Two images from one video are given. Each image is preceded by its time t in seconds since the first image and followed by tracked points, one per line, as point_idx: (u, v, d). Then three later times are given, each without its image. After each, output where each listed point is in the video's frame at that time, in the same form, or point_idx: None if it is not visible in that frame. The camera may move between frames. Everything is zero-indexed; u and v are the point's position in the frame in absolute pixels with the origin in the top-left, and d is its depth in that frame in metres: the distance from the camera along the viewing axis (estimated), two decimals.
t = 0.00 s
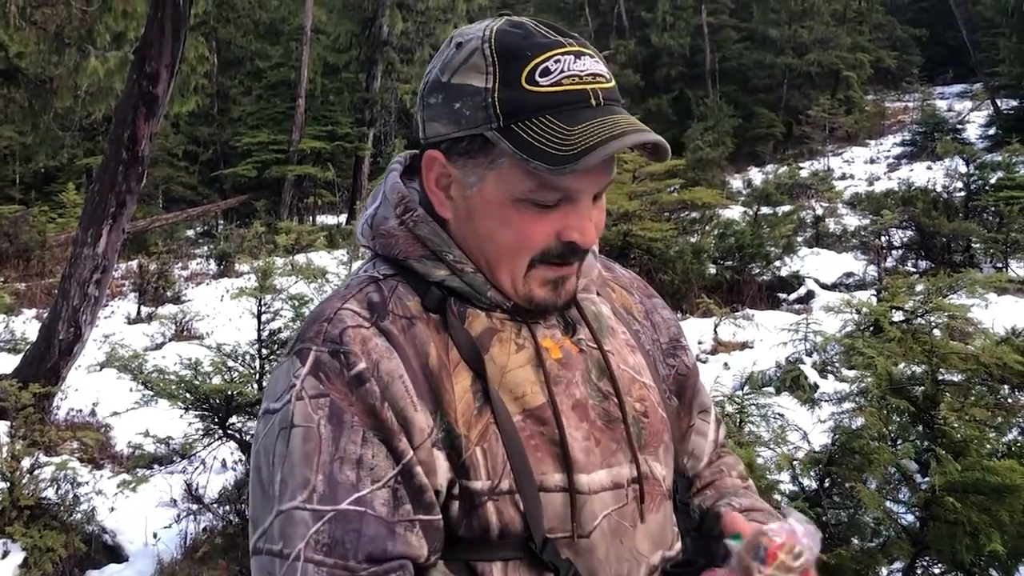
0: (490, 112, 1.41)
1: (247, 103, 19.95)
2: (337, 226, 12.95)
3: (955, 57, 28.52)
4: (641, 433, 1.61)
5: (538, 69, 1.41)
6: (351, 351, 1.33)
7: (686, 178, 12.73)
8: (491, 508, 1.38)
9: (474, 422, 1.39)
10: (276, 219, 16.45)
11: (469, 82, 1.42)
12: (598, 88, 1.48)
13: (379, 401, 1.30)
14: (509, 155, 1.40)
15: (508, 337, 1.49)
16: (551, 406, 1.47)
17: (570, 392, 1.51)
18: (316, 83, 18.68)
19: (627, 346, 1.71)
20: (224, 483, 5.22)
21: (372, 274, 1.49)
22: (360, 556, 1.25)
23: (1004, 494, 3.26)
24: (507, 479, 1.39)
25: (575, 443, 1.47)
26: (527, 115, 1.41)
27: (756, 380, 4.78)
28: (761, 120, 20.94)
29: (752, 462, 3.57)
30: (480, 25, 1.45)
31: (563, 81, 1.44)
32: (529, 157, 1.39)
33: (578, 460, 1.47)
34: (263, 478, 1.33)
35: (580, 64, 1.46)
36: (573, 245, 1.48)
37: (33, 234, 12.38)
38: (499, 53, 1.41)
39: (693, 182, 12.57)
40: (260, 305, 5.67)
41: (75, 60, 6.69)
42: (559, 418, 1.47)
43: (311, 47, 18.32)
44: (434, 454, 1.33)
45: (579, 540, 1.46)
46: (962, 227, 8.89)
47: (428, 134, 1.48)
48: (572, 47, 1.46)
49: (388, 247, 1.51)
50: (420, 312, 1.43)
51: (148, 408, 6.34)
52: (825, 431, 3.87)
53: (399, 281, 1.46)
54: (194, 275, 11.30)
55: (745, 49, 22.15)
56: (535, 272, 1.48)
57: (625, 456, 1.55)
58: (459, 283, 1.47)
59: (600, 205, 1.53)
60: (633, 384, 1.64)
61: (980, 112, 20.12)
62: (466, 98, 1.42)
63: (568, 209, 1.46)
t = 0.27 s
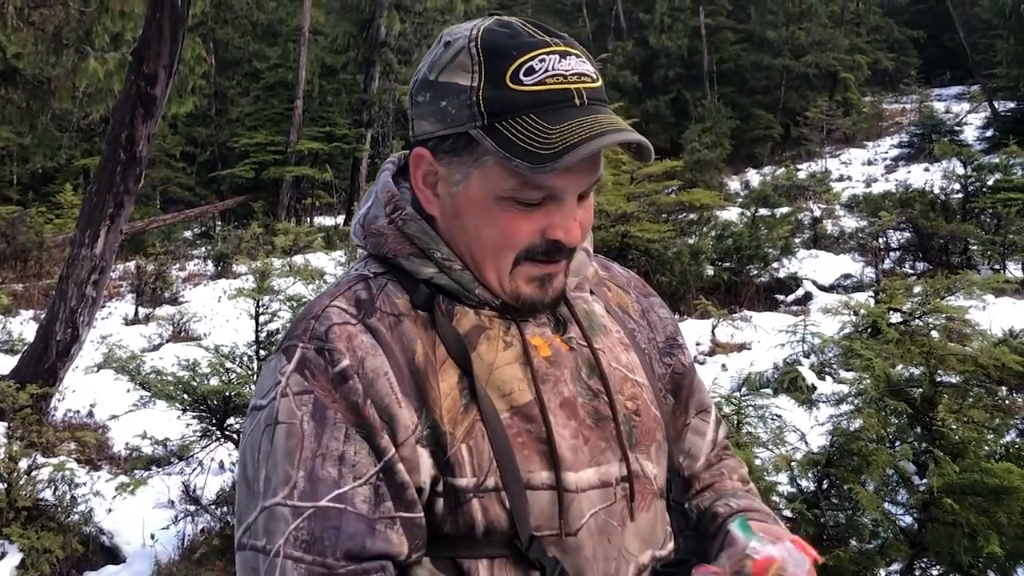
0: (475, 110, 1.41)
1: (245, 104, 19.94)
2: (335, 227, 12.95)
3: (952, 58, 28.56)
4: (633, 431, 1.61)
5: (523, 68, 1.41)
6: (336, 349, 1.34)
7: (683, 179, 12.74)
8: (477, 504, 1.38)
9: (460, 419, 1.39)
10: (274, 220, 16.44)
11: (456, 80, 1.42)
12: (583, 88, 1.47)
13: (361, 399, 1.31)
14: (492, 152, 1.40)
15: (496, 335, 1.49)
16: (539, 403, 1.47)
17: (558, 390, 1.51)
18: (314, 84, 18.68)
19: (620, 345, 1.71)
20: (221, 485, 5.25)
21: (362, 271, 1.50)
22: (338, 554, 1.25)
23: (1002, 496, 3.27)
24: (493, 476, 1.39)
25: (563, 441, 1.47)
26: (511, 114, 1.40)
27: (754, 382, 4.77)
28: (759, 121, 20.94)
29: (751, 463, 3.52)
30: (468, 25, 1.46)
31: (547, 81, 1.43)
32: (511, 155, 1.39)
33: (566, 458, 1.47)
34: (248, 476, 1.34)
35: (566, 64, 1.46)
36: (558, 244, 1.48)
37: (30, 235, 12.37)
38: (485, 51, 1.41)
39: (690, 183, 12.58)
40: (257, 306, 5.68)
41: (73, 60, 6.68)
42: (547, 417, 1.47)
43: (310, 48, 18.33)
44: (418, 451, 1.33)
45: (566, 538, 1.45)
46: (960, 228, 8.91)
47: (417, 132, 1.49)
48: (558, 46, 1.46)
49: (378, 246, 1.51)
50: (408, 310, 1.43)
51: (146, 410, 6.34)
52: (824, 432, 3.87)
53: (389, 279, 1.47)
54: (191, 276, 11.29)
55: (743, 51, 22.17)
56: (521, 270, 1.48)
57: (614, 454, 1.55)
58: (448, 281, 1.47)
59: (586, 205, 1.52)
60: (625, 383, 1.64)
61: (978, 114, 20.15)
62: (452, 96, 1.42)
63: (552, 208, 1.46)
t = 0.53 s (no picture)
0: (459, 110, 1.41)
1: (246, 103, 19.95)
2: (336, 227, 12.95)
3: (954, 59, 28.57)
4: (629, 432, 1.60)
5: (506, 66, 1.41)
6: (326, 351, 1.35)
7: (685, 180, 12.74)
8: (469, 506, 1.38)
9: (452, 422, 1.39)
10: (275, 220, 16.45)
11: (443, 80, 1.43)
12: (568, 86, 1.47)
13: (350, 401, 1.31)
14: (475, 152, 1.40)
15: (490, 336, 1.48)
16: (531, 404, 1.46)
17: (552, 391, 1.50)
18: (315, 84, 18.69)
19: (617, 346, 1.70)
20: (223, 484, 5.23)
21: (357, 273, 1.51)
22: (323, 557, 1.26)
23: (1004, 497, 3.28)
24: (485, 478, 1.39)
25: (556, 442, 1.47)
26: (495, 111, 1.40)
27: (756, 382, 4.78)
28: (761, 122, 20.94)
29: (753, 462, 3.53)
30: (455, 25, 1.47)
31: (530, 79, 1.43)
32: (492, 155, 1.39)
33: (559, 459, 1.46)
34: (240, 478, 1.35)
35: (550, 63, 1.46)
36: (545, 243, 1.47)
37: (32, 234, 12.38)
38: (470, 50, 1.41)
39: (692, 184, 12.59)
40: (260, 306, 5.70)
41: (75, 60, 6.68)
42: (540, 418, 1.46)
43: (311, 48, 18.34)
44: (406, 454, 1.34)
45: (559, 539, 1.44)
46: (962, 229, 8.93)
47: (408, 133, 1.49)
48: (544, 45, 1.46)
49: (373, 247, 1.52)
50: (401, 311, 1.44)
51: (148, 409, 6.34)
52: (826, 433, 3.88)
53: (383, 281, 1.48)
54: (193, 275, 11.30)
55: (744, 52, 22.17)
56: (509, 270, 1.47)
57: (609, 456, 1.54)
58: (441, 282, 1.47)
59: (574, 203, 1.51)
60: (621, 384, 1.63)
61: (979, 115, 20.17)
62: (438, 95, 1.43)
63: (537, 208, 1.45)
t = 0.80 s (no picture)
0: (447, 113, 1.41)
1: (249, 102, 19.96)
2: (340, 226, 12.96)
3: (957, 60, 28.56)
4: (625, 434, 1.59)
5: (493, 68, 1.41)
6: (319, 354, 1.36)
7: (688, 180, 12.75)
8: (463, 509, 1.38)
9: (445, 424, 1.39)
10: (277, 219, 16.44)
11: (432, 83, 1.43)
12: (555, 86, 1.47)
13: (343, 404, 1.32)
14: (466, 156, 1.40)
15: (484, 339, 1.49)
16: (525, 406, 1.46)
17: (546, 394, 1.49)
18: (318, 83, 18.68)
19: (615, 346, 1.69)
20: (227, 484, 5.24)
21: (352, 277, 1.52)
22: (320, 558, 1.27)
23: (1008, 499, 3.28)
24: (479, 481, 1.39)
25: (550, 445, 1.46)
26: (484, 114, 1.40)
27: (760, 382, 4.78)
28: (764, 122, 20.92)
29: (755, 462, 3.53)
30: (444, 29, 1.47)
31: (517, 81, 1.43)
32: (481, 157, 1.39)
33: (554, 462, 1.45)
34: (237, 482, 1.36)
35: (538, 63, 1.46)
36: (539, 243, 1.47)
37: (35, 233, 12.39)
38: (457, 53, 1.41)
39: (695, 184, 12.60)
40: (264, 305, 5.73)
41: (78, 59, 6.69)
42: (534, 420, 1.45)
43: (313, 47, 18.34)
44: (401, 457, 1.34)
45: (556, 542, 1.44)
46: (965, 230, 8.94)
47: (400, 137, 1.50)
48: (532, 45, 1.46)
49: (368, 251, 1.54)
50: (395, 314, 1.45)
51: (151, 408, 6.35)
52: (829, 433, 3.88)
53: (379, 284, 1.49)
54: (196, 274, 11.31)
55: (748, 52, 22.16)
56: (503, 272, 1.47)
57: (605, 458, 1.53)
58: (434, 286, 1.48)
59: (568, 203, 1.51)
60: (618, 385, 1.62)
61: (982, 115, 20.17)
62: (427, 100, 1.43)
63: (531, 208, 1.45)
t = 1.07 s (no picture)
0: (432, 115, 1.42)
1: (252, 102, 19.98)
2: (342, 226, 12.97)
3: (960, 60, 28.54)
4: (619, 435, 1.58)
5: (477, 69, 1.41)
6: (318, 354, 1.36)
7: (691, 180, 12.75)
8: (460, 509, 1.39)
9: (442, 424, 1.39)
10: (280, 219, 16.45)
11: (417, 85, 1.43)
12: (539, 85, 1.47)
13: (347, 403, 1.33)
14: (451, 158, 1.41)
15: (479, 339, 1.48)
16: (521, 408, 1.46)
17: (541, 395, 1.49)
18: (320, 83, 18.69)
19: (611, 346, 1.68)
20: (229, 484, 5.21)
21: (347, 277, 1.53)
22: (332, 553, 1.28)
23: (1010, 499, 3.27)
24: (475, 480, 1.40)
25: (546, 445, 1.46)
26: (466, 115, 1.41)
27: (762, 382, 4.78)
28: (767, 122, 20.89)
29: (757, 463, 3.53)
30: (429, 30, 1.47)
31: (501, 81, 1.43)
32: (465, 160, 1.39)
33: (549, 463, 1.46)
34: (238, 483, 1.37)
35: (522, 62, 1.45)
36: (528, 245, 1.47)
37: (38, 233, 12.41)
38: (442, 53, 1.42)
39: (698, 184, 12.61)
40: (266, 304, 5.74)
41: (81, 58, 6.71)
42: (530, 421, 1.45)
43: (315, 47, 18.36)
44: (404, 455, 1.35)
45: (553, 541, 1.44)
46: (968, 230, 8.94)
47: (389, 138, 1.50)
48: (517, 45, 1.46)
49: (362, 251, 1.54)
50: (392, 314, 1.45)
51: (154, 408, 6.35)
52: (831, 433, 3.88)
53: (373, 284, 1.49)
54: (199, 274, 11.33)
55: (751, 52, 22.15)
56: (493, 273, 1.47)
57: (600, 459, 1.52)
58: (427, 287, 1.47)
59: (556, 203, 1.50)
60: (614, 384, 1.62)
61: (985, 116, 20.16)
62: (412, 101, 1.44)
63: (518, 211, 1.45)
